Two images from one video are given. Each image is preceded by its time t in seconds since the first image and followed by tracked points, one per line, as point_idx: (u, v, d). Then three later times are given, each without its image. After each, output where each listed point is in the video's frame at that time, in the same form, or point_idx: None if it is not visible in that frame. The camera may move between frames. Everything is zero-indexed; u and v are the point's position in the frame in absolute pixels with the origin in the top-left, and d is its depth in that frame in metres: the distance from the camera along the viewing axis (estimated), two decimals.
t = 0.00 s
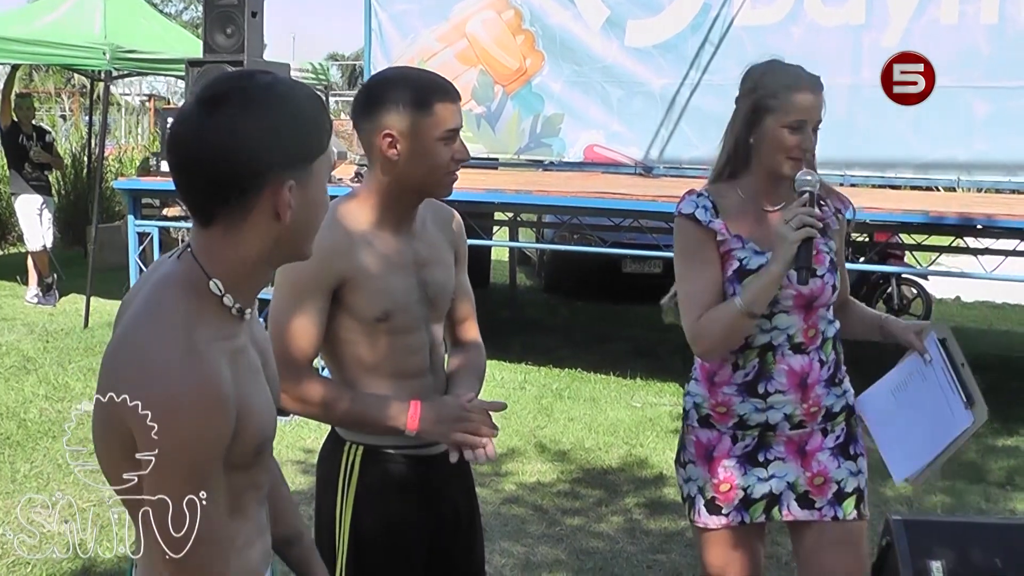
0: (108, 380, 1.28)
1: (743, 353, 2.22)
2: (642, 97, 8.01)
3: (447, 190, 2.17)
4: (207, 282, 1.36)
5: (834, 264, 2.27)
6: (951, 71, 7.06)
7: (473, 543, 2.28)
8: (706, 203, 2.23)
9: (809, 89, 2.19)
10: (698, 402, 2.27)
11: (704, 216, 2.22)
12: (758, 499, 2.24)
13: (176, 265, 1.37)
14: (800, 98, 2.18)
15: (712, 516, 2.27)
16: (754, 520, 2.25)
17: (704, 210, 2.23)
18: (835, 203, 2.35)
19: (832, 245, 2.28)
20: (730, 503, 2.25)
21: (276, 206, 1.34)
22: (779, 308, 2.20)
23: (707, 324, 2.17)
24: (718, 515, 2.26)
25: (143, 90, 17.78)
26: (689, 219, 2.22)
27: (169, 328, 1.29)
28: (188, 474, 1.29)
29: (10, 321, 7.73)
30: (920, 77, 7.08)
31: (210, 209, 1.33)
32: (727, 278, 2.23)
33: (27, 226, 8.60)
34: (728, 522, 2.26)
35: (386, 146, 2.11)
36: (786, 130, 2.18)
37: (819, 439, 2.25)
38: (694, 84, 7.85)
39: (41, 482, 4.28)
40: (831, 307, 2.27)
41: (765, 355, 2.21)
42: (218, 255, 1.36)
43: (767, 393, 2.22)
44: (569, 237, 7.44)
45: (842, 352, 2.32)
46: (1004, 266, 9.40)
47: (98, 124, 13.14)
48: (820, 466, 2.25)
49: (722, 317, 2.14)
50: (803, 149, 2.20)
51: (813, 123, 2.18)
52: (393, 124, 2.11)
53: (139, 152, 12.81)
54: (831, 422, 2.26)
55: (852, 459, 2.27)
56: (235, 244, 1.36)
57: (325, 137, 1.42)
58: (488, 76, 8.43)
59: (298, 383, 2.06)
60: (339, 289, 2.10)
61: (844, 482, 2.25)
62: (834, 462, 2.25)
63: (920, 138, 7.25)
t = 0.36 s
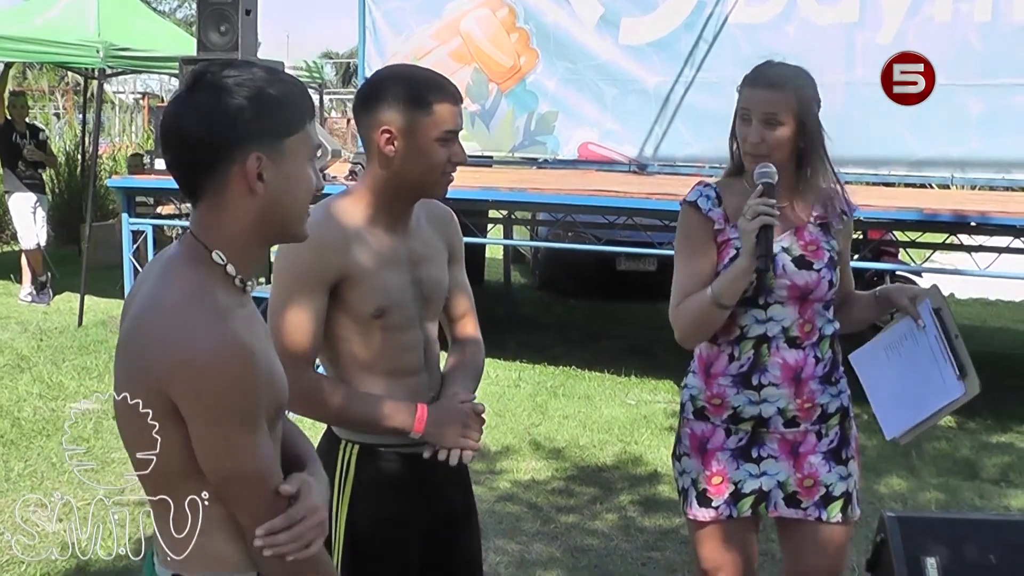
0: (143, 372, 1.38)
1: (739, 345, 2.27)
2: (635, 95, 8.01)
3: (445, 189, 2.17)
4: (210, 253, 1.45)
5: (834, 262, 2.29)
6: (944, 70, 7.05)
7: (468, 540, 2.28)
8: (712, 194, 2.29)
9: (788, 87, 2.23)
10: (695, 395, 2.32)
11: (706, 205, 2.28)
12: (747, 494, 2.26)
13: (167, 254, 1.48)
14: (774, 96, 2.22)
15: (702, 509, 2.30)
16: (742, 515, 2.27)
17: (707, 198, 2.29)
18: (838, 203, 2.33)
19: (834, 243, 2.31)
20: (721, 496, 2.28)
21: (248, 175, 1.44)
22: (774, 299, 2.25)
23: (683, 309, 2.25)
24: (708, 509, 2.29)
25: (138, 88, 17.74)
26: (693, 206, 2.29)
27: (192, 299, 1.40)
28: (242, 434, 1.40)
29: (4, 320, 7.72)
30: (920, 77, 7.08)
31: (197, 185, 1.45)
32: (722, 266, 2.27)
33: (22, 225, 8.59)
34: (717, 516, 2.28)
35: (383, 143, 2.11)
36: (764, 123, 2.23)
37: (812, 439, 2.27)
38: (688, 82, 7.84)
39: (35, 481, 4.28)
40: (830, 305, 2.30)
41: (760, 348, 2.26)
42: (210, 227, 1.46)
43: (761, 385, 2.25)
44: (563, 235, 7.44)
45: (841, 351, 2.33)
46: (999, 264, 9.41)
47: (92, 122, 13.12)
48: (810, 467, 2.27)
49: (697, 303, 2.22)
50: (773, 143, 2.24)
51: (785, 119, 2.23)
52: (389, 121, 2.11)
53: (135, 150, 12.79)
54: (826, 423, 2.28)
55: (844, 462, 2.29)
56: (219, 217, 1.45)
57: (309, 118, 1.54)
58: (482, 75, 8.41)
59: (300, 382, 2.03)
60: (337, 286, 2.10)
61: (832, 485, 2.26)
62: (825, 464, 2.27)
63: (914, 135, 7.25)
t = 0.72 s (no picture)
0: (152, 325, 1.41)
1: (752, 321, 2.29)
2: (624, 75, 7.99)
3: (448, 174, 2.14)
4: (217, 224, 1.47)
5: (853, 248, 2.29)
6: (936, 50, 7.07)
7: (469, 524, 2.27)
8: (737, 171, 2.30)
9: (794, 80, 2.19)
10: (708, 369, 2.34)
11: (730, 182, 2.29)
12: (753, 469, 2.30)
13: (172, 226, 1.52)
14: (777, 93, 2.19)
15: (709, 482, 2.33)
16: (746, 489, 2.31)
17: (732, 176, 2.29)
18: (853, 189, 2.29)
19: (856, 230, 2.30)
20: (727, 469, 2.31)
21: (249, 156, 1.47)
22: (788, 278, 2.26)
23: (700, 282, 2.29)
24: (714, 481, 2.33)
25: (126, 68, 17.69)
26: (717, 182, 2.30)
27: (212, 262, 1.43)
28: (238, 398, 1.41)
29: None
30: (919, 77, 7.08)
31: (205, 161, 1.49)
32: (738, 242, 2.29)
33: (9, 206, 8.56)
34: (722, 489, 2.32)
35: (383, 125, 2.10)
36: (775, 114, 2.20)
37: (820, 419, 2.30)
38: (677, 62, 7.83)
39: (24, 464, 4.27)
40: (847, 290, 2.30)
41: (773, 325, 2.28)
42: (217, 202, 1.49)
43: (771, 361, 2.28)
44: (552, 216, 7.43)
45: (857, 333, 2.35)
46: (987, 243, 9.42)
47: (80, 103, 13.08)
48: (816, 446, 2.30)
49: (710, 283, 2.26)
50: (781, 134, 2.22)
51: (793, 114, 2.20)
52: (389, 106, 2.09)
53: (123, 131, 12.75)
54: (834, 404, 2.30)
55: (849, 443, 2.31)
56: (224, 191, 1.48)
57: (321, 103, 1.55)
58: (471, 56, 8.41)
59: (308, 361, 2.02)
60: (347, 270, 2.08)
61: (836, 464, 2.30)
62: (830, 444, 2.30)
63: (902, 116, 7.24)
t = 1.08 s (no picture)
0: (150, 302, 1.38)
1: (750, 315, 2.29)
2: (608, 74, 7.99)
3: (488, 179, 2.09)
4: (244, 224, 1.47)
5: (849, 245, 2.28)
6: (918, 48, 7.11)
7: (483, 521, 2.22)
8: (735, 169, 2.30)
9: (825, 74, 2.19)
10: (706, 359, 2.34)
11: (729, 181, 2.29)
12: (749, 458, 2.31)
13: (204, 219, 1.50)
14: (811, 84, 2.18)
15: (705, 470, 2.34)
16: (742, 479, 2.31)
17: (730, 175, 2.30)
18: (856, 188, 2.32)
19: (852, 227, 2.30)
20: (723, 457, 2.32)
21: (290, 164, 1.47)
22: (787, 275, 2.25)
23: (707, 277, 2.27)
24: (710, 469, 2.33)
25: (108, 67, 17.63)
26: (716, 182, 2.30)
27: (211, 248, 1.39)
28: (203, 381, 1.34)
29: None
30: (920, 77, 7.08)
31: (238, 160, 1.48)
32: (740, 240, 2.30)
33: None
34: (718, 478, 2.33)
35: (427, 129, 2.04)
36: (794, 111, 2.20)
37: (814, 411, 2.30)
38: (660, 60, 7.83)
39: (7, 464, 4.24)
40: (844, 284, 2.30)
41: (770, 319, 2.28)
42: (249, 202, 1.48)
43: (768, 354, 2.28)
44: (536, 214, 7.43)
45: (851, 327, 2.35)
46: (970, 241, 9.45)
47: (62, 102, 13.03)
48: (811, 437, 2.30)
49: (719, 280, 2.24)
50: (809, 131, 2.21)
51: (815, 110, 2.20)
52: (437, 110, 2.02)
53: (105, 130, 12.71)
54: (828, 397, 2.30)
55: (843, 435, 2.32)
56: (258, 191, 1.48)
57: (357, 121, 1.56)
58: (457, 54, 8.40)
59: (341, 359, 2.00)
60: (381, 270, 2.05)
61: (830, 456, 2.30)
62: (824, 436, 2.30)
63: (886, 114, 7.26)
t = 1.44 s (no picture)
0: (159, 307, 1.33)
1: (710, 311, 2.28)
2: (575, 75, 7.96)
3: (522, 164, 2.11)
4: (249, 234, 1.41)
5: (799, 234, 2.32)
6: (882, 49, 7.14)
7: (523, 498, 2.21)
8: (685, 167, 2.30)
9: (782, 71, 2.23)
10: (665, 359, 2.33)
11: (684, 180, 2.29)
12: (714, 455, 2.31)
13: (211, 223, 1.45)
14: (772, 81, 2.21)
15: (670, 470, 2.33)
16: (708, 475, 2.32)
17: (683, 173, 2.29)
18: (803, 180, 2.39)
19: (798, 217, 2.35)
20: (689, 457, 2.32)
21: (295, 170, 1.39)
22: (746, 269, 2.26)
23: (676, 283, 2.25)
24: (675, 470, 2.33)
25: (73, 66, 17.53)
26: (670, 182, 2.29)
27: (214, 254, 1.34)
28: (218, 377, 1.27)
29: None
30: (920, 77, 7.01)
31: (245, 164, 1.41)
32: (698, 238, 2.30)
33: None
34: (684, 477, 2.33)
35: (456, 117, 2.09)
36: (754, 110, 2.23)
37: (775, 402, 2.31)
38: (626, 60, 7.82)
39: None
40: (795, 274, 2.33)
41: (732, 314, 2.28)
42: (253, 210, 1.42)
43: (731, 349, 2.28)
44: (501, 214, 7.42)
45: (800, 318, 2.38)
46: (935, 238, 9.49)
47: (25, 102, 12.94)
48: (774, 428, 2.30)
49: (687, 280, 2.23)
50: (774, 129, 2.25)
51: (774, 108, 2.23)
52: (464, 99, 2.07)
53: (69, 131, 12.64)
54: (787, 386, 2.32)
55: (803, 423, 2.33)
56: (265, 198, 1.41)
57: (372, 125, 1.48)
58: (421, 54, 8.33)
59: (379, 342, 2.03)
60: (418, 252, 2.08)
61: (794, 445, 2.31)
62: (787, 425, 2.31)
63: (851, 114, 7.32)
